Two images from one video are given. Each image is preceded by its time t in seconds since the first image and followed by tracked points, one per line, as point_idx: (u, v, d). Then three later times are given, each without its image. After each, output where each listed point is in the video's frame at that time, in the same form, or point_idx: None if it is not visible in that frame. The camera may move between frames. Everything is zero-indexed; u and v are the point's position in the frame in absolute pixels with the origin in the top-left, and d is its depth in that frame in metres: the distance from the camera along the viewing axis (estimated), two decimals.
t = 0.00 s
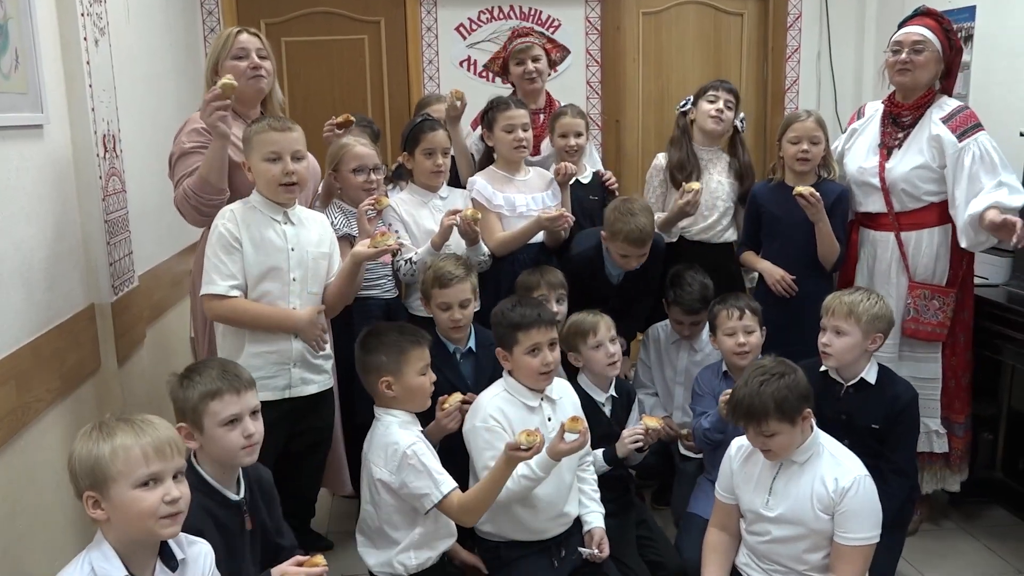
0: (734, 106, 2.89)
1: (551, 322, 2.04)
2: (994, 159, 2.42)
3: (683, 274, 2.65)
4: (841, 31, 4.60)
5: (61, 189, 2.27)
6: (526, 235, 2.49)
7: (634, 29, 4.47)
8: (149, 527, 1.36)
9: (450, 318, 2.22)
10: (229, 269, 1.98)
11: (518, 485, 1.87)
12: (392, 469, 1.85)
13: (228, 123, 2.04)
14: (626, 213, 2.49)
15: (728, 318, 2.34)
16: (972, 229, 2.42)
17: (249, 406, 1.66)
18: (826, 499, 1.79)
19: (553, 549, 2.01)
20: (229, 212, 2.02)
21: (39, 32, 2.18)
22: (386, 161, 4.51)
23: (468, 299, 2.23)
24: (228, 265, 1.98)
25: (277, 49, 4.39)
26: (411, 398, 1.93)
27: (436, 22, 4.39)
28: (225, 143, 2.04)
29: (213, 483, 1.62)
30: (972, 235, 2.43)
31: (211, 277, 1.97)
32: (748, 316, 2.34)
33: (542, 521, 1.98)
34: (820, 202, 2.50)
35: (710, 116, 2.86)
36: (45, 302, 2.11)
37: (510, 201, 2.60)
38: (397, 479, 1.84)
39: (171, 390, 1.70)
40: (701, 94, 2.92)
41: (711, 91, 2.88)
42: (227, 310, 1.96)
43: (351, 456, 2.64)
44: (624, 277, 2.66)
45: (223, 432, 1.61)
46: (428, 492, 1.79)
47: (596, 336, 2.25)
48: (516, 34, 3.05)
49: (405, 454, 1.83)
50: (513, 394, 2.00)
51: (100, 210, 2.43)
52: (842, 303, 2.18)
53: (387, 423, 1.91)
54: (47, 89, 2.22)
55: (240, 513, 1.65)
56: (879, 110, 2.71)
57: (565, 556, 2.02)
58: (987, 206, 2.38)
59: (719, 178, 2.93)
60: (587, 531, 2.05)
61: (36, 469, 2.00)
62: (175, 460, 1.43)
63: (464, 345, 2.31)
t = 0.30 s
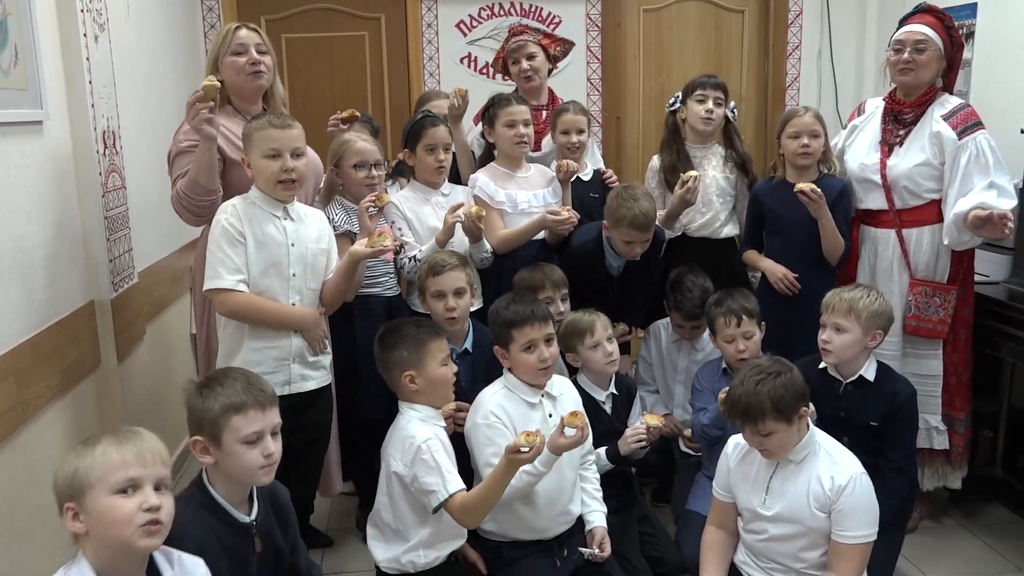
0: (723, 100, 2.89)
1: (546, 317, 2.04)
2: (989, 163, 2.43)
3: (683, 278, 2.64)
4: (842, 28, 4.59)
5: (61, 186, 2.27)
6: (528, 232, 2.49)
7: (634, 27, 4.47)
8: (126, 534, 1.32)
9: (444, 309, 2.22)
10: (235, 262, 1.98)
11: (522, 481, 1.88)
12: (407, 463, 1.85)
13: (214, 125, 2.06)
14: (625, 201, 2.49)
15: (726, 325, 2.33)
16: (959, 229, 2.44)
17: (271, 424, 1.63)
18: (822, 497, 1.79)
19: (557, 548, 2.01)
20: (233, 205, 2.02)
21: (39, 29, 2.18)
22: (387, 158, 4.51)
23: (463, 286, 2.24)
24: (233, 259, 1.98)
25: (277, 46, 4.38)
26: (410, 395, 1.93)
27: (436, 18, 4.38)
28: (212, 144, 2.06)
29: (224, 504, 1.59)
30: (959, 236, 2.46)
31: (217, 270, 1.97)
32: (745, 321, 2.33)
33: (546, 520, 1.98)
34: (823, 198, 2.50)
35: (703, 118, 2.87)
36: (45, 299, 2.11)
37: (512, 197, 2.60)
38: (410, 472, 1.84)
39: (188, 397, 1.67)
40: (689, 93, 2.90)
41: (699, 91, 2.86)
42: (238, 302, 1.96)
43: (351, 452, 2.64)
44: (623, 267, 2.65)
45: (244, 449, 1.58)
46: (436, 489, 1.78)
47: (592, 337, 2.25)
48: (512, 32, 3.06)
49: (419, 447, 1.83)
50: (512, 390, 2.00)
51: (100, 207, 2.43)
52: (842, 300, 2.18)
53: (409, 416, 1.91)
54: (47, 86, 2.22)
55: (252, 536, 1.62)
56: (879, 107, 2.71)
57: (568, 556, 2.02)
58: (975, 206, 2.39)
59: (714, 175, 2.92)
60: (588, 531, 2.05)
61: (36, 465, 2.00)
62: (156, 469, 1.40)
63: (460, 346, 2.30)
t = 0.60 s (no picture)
0: (713, 106, 2.90)
1: (550, 320, 2.04)
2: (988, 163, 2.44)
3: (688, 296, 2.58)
4: (841, 28, 4.59)
5: (60, 187, 2.27)
6: (529, 232, 2.50)
7: (634, 27, 4.47)
8: None
9: (436, 302, 2.20)
10: (251, 260, 1.97)
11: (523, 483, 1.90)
12: (411, 462, 1.85)
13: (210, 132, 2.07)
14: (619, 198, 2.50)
15: (724, 331, 2.33)
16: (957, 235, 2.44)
17: (307, 474, 1.49)
18: (826, 498, 1.79)
19: (559, 552, 2.00)
20: (239, 202, 2.01)
21: (38, 29, 2.17)
22: (386, 158, 4.51)
23: (456, 281, 2.23)
24: (247, 257, 1.96)
25: (277, 47, 4.38)
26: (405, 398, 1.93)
27: (435, 19, 4.38)
28: (207, 151, 2.07)
29: (235, 538, 1.48)
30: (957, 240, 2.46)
31: (233, 269, 1.95)
32: (743, 327, 2.32)
33: (548, 523, 1.98)
34: (824, 197, 2.50)
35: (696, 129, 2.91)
36: (44, 300, 2.11)
37: (513, 197, 2.61)
38: (413, 471, 1.84)
39: (226, 422, 1.51)
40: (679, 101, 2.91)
41: (689, 102, 2.88)
42: (261, 300, 1.95)
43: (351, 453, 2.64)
44: (621, 268, 2.66)
45: (274, 499, 1.44)
46: (437, 491, 1.78)
47: (595, 334, 2.25)
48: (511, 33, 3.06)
49: (424, 447, 1.83)
50: (516, 391, 2.00)
51: (99, 208, 2.43)
52: (841, 300, 2.18)
53: (418, 414, 1.91)
54: (47, 87, 2.22)
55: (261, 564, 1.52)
56: (878, 107, 2.71)
57: (571, 559, 2.01)
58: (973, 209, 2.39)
59: (712, 173, 2.93)
60: (592, 534, 2.06)
61: (35, 466, 2.00)
62: None
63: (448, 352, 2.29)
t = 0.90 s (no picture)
0: (713, 104, 2.90)
1: (557, 321, 2.03)
2: (992, 156, 2.45)
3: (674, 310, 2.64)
4: (841, 28, 4.59)
5: (60, 187, 2.26)
6: (529, 232, 2.50)
7: (634, 27, 4.47)
8: None
9: (434, 299, 2.20)
10: (261, 257, 1.97)
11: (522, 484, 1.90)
12: (405, 463, 1.85)
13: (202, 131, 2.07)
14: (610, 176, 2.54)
15: (724, 322, 2.35)
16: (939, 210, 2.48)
17: (311, 459, 1.48)
18: (831, 499, 1.79)
19: (559, 553, 2.00)
20: (239, 203, 2.01)
21: (38, 29, 2.17)
22: (386, 158, 4.51)
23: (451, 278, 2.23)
24: (257, 254, 1.97)
25: (276, 47, 4.38)
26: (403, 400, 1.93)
27: (435, 19, 4.38)
28: (201, 151, 2.06)
29: (241, 514, 1.47)
30: (938, 214, 2.50)
31: (246, 265, 1.95)
32: (743, 318, 2.34)
33: (547, 524, 1.98)
34: (824, 206, 2.49)
35: (695, 127, 2.91)
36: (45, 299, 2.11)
37: (514, 198, 2.60)
38: (406, 472, 1.85)
39: (238, 400, 1.52)
40: (679, 101, 2.92)
41: (688, 100, 2.88)
42: (276, 294, 1.95)
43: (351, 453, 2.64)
44: (622, 264, 2.65)
45: (276, 482, 1.44)
46: (429, 493, 1.78)
47: (595, 336, 2.25)
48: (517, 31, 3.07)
49: (416, 449, 1.83)
50: (521, 392, 2.00)
51: (99, 208, 2.43)
52: (840, 302, 2.18)
53: (416, 415, 1.91)
54: (46, 87, 2.21)
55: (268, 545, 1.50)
56: (880, 107, 2.71)
57: (572, 560, 2.01)
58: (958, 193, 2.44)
59: (711, 174, 2.93)
60: (594, 536, 2.06)
61: (35, 466, 2.00)
62: None
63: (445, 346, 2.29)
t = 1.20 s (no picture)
0: (712, 98, 2.91)
1: (554, 320, 2.03)
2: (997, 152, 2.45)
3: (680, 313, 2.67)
4: (840, 29, 4.59)
5: (59, 186, 2.26)
6: (528, 233, 2.49)
7: (633, 27, 4.48)
8: None
9: (439, 302, 2.19)
10: (262, 256, 1.97)
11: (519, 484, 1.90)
12: (395, 471, 1.84)
13: (193, 107, 2.03)
14: (603, 164, 2.56)
15: (721, 317, 2.36)
16: (944, 197, 2.45)
17: (302, 447, 1.52)
18: (832, 500, 1.79)
19: (557, 553, 2.00)
20: (237, 204, 2.01)
21: (36, 29, 2.17)
22: (385, 159, 4.51)
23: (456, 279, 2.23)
24: (260, 253, 1.97)
25: (275, 47, 4.38)
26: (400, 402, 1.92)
27: (434, 19, 4.38)
28: (192, 128, 2.03)
29: (244, 494, 1.54)
30: (941, 202, 2.47)
31: (248, 265, 1.95)
32: (740, 311, 2.36)
33: (545, 524, 1.98)
34: (821, 204, 2.50)
35: (693, 117, 2.90)
36: (44, 300, 2.11)
37: (512, 199, 2.60)
38: (397, 480, 1.84)
39: (238, 388, 1.58)
40: (677, 96, 2.94)
41: (686, 92, 2.90)
42: (279, 293, 1.95)
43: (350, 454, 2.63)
44: (622, 260, 2.63)
45: (268, 467, 1.49)
46: (423, 501, 1.78)
47: (592, 337, 2.25)
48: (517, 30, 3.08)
49: (407, 457, 1.82)
50: (518, 392, 2.00)
51: (98, 208, 2.43)
52: (841, 301, 2.17)
53: (401, 421, 1.90)
54: (45, 88, 2.21)
55: (273, 527, 1.58)
56: (881, 107, 2.71)
57: (570, 560, 2.01)
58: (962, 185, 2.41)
59: (707, 172, 2.92)
60: (592, 536, 2.05)
61: (33, 467, 1.99)
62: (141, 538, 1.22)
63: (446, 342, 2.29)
